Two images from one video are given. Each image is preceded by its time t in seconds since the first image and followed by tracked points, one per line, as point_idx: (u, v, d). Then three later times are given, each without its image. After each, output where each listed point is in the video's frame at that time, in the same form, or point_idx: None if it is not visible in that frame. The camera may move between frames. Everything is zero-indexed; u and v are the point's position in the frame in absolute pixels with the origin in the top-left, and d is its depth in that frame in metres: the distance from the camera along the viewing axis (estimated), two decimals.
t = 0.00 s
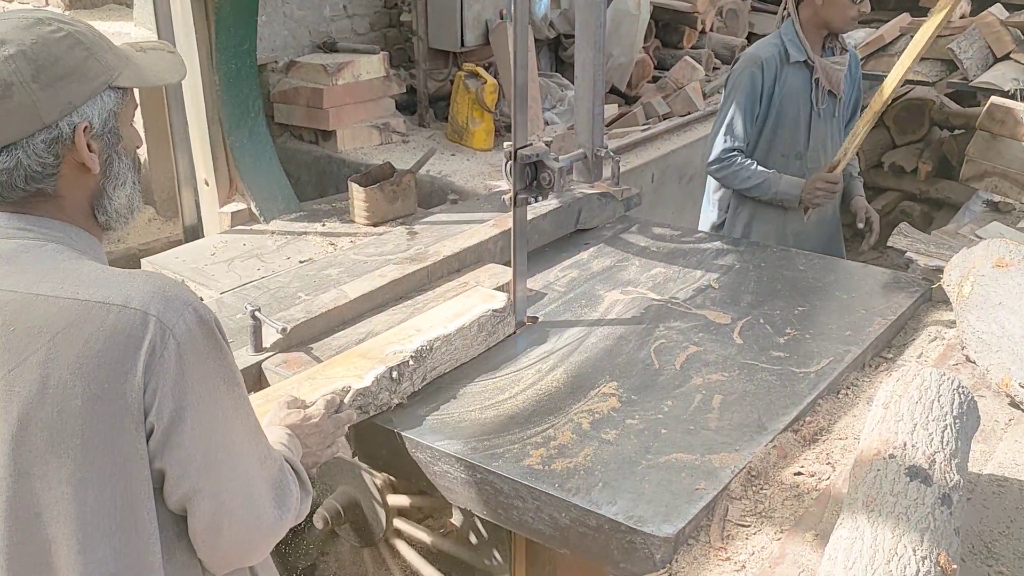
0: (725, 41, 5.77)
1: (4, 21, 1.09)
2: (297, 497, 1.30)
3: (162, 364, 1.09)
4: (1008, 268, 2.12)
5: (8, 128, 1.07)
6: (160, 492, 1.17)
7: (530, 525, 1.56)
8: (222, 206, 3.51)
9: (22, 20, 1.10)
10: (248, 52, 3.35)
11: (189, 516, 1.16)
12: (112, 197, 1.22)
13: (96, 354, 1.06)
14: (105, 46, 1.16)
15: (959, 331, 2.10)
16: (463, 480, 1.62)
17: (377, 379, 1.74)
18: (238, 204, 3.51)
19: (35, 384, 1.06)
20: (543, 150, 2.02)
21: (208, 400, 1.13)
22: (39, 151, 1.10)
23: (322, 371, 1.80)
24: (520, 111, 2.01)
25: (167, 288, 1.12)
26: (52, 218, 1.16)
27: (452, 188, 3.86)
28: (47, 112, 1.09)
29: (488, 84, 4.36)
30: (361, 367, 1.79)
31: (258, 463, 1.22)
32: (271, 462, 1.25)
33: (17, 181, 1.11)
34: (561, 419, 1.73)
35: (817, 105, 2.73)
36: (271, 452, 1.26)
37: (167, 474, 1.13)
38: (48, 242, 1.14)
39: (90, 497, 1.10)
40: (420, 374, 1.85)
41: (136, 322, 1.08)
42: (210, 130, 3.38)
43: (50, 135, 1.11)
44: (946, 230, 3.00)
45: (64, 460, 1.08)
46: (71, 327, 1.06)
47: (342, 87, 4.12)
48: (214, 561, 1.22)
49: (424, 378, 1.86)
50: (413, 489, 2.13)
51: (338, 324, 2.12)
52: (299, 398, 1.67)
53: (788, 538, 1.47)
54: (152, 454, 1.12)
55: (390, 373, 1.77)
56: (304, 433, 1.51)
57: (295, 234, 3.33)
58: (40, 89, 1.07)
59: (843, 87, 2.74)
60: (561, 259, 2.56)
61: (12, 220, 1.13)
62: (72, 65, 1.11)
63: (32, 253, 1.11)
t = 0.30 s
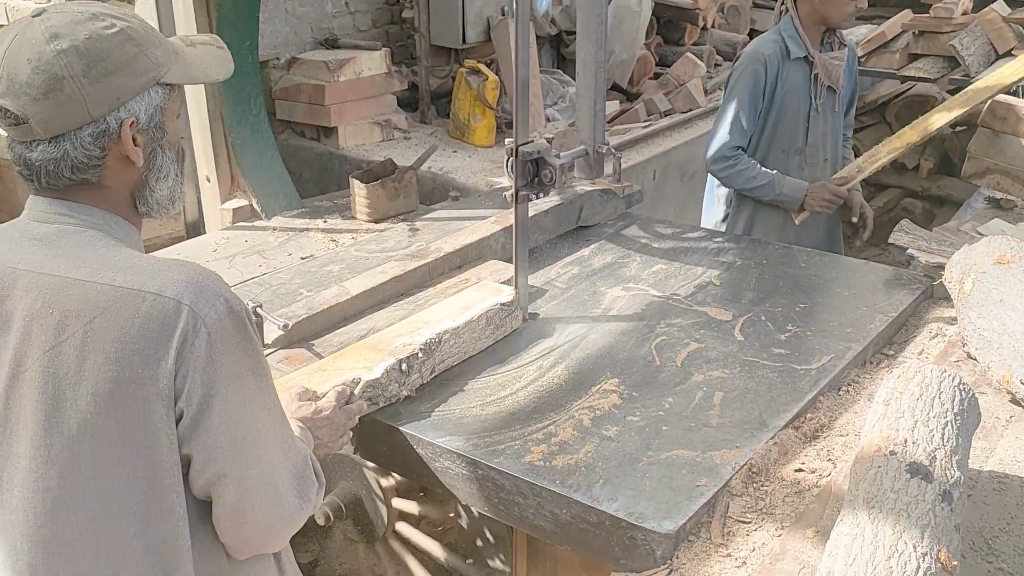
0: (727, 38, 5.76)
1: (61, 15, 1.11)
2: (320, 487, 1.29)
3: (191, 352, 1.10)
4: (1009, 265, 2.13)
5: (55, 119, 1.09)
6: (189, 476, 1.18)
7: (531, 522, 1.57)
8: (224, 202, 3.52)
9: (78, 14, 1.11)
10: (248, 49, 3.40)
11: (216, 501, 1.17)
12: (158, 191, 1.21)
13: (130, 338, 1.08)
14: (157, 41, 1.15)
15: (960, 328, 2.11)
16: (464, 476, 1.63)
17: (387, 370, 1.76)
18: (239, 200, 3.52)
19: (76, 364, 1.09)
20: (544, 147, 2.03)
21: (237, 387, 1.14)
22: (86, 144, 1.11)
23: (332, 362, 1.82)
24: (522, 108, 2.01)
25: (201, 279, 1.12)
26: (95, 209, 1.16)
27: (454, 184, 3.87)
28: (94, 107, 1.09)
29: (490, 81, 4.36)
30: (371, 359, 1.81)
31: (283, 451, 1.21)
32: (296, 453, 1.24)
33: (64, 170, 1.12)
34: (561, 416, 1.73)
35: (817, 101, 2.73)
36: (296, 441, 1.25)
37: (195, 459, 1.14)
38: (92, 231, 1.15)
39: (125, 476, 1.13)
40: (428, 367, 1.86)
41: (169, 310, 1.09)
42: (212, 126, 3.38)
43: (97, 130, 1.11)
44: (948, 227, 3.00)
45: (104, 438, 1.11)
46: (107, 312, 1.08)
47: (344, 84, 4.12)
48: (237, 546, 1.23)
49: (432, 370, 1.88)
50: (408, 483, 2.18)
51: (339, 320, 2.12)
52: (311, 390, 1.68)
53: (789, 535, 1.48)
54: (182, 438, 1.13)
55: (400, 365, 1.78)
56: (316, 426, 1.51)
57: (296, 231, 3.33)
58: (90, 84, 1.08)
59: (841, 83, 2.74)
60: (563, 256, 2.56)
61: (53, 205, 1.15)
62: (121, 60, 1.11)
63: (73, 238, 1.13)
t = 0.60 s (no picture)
0: (727, 40, 5.77)
1: (90, 19, 1.11)
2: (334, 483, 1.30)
3: (209, 354, 1.10)
4: (1008, 266, 2.13)
5: (80, 122, 1.09)
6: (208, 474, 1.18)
7: (531, 523, 1.57)
8: (225, 203, 3.53)
9: (106, 19, 1.12)
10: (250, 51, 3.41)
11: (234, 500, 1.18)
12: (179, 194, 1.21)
13: (149, 340, 1.08)
14: (182, 46, 1.16)
15: (960, 329, 2.11)
16: (465, 478, 1.63)
17: (397, 366, 1.78)
18: (240, 202, 3.53)
19: (98, 366, 1.09)
20: (545, 148, 2.03)
21: (253, 389, 1.14)
22: (110, 147, 1.11)
23: (341, 359, 1.83)
24: (523, 109, 2.01)
25: (219, 282, 1.12)
26: (116, 210, 1.16)
27: (454, 186, 3.87)
28: (120, 112, 1.10)
29: (490, 83, 4.37)
30: (380, 356, 1.83)
31: (298, 448, 1.22)
32: (310, 451, 1.25)
33: (86, 172, 1.13)
34: (562, 417, 1.74)
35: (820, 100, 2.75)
36: (310, 438, 1.26)
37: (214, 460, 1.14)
38: (112, 232, 1.15)
39: (146, 477, 1.13)
40: (436, 364, 1.88)
41: (188, 313, 1.08)
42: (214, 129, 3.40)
43: (121, 133, 1.12)
44: (948, 227, 3.00)
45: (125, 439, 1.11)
46: (127, 314, 1.08)
47: (345, 85, 4.14)
48: (257, 544, 1.23)
49: (441, 367, 1.90)
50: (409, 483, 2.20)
51: (340, 322, 2.12)
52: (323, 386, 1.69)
53: (789, 536, 1.48)
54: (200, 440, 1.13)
55: (408, 362, 1.80)
56: (327, 422, 1.51)
57: (297, 232, 3.33)
58: (116, 88, 1.09)
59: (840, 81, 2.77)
60: (563, 257, 2.57)
61: (75, 206, 1.15)
62: (147, 66, 1.11)
63: (94, 239, 1.13)
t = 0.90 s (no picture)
0: (728, 41, 5.77)
1: (95, 24, 1.11)
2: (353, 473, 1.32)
3: (224, 354, 1.10)
4: (1010, 268, 2.13)
5: (89, 128, 1.09)
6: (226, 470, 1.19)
7: (533, 525, 1.57)
8: (226, 205, 3.53)
9: (111, 23, 1.11)
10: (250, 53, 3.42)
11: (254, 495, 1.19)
12: (188, 195, 1.22)
13: (165, 342, 1.08)
14: (187, 50, 1.15)
15: (962, 331, 2.11)
16: (465, 479, 1.63)
17: (408, 362, 1.80)
18: (240, 204, 3.52)
19: (117, 369, 1.09)
20: (546, 150, 2.03)
21: (270, 387, 1.14)
22: (120, 151, 1.12)
23: (354, 355, 1.86)
24: (524, 112, 2.01)
25: (233, 281, 1.11)
26: (127, 212, 1.17)
27: (455, 188, 3.87)
28: (127, 118, 1.10)
29: (491, 85, 4.37)
30: (391, 352, 1.85)
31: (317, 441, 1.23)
32: (328, 443, 1.26)
33: (97, 177, 1.13)
34: (563, 418, 1.74)
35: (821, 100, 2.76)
36: (328, 432, 1.26)
37: (232, 457, 1.15)
38: (122, 234, 1.15)
39: (166, 478, 1.14)
40: (446, 361, 1.91)
41: (202, 313, 1.08)
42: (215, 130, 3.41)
43: (130, 139, 1.12)
44: (949, 229, 3.00)
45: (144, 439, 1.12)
46: (143, 317, 1.08)
47: (347, 87, 4.14)
48: (279, 537, 1.25)
49: (450, 364, 1.92)
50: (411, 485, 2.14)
51: (341, 323, 2.12)
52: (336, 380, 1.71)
53: (791, 537, 1.48)
54: (218, 438, 1.13)
55: (420, 358, 1.83)
56: (341, 415, 1.52)
57: (297, 234, 3.33)
58: (123, 95, 1.09)
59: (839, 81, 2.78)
60: (564, 259, 2.57)
61: (85, 210, 1.16)
62: (154, 71, 1.11)
63: (107, 241, 1.13)
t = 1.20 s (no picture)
0: (727, 44, 5.78)
1: (103, 30, 1.11)
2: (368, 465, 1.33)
3: (241, 349, 1.10)
4: (1009, 269, 2.13)
5: (100, 134, 1.10)
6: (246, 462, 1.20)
7: (532, 526, 1.57)
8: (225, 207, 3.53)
9: (120, 29, 1.11)
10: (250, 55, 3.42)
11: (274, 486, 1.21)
12: (199, 195, 1.22)
13: (183, 339, 1.09)
14: (195, 54, 1.15)
15: (961, 333, 2.11)
16: (464, 481, 1.63)
17: (419, 359, 1.82)
18: (239, 206, 3.52)
19: (136, 367, 1.10)
20: (545, 153, 2.04)
21: (286, 381, 1.14)
22: (130, 155, 1.12)
23: (366, 351, 1.87)
24: (523, 114, 2.01)
25: (247, 277, 1.12)
26: (141, 213, 1.17)
27: (454, 190, 3.87)
28: (137, 123, 1.10)
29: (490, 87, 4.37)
30: (401, 349, 1.87)
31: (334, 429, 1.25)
32: (345, 432, 1.27)
33: (109, 181, 1.14)
34: (562, 420, 1.74)
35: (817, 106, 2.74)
36: (343, 423, 1.28)
37: (252, 450, 1.16)
38: (136, 235, 1.16)
39: (187, 474, 1.15)
40: (457, 358, 1.93)
41: (218, 309, 1.09)
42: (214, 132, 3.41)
43: (141, 144, 1.12)
44: (948, 231, 3.00)
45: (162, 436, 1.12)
46: (161, 314, 1.08)
47: (347, 89, 4.14)
48: (301, 525, 1.27)
49: (460, 360, 1.94)
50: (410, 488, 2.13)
51: (340, 325, 2.12)
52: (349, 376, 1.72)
53: (790, 539, 1.47)
54: (237, 431, 1.15)
55: (431, 353, 1.85)
56: (355, 409, 1.53)
57: (297, 236, 3.33)
58: (133, 100, 1.09)
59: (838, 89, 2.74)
60: (563, 261, 2.57)
61: (100, 212, 1.17)
62: (163, 76, 1.11)
63: (122, 241, 1.14)
